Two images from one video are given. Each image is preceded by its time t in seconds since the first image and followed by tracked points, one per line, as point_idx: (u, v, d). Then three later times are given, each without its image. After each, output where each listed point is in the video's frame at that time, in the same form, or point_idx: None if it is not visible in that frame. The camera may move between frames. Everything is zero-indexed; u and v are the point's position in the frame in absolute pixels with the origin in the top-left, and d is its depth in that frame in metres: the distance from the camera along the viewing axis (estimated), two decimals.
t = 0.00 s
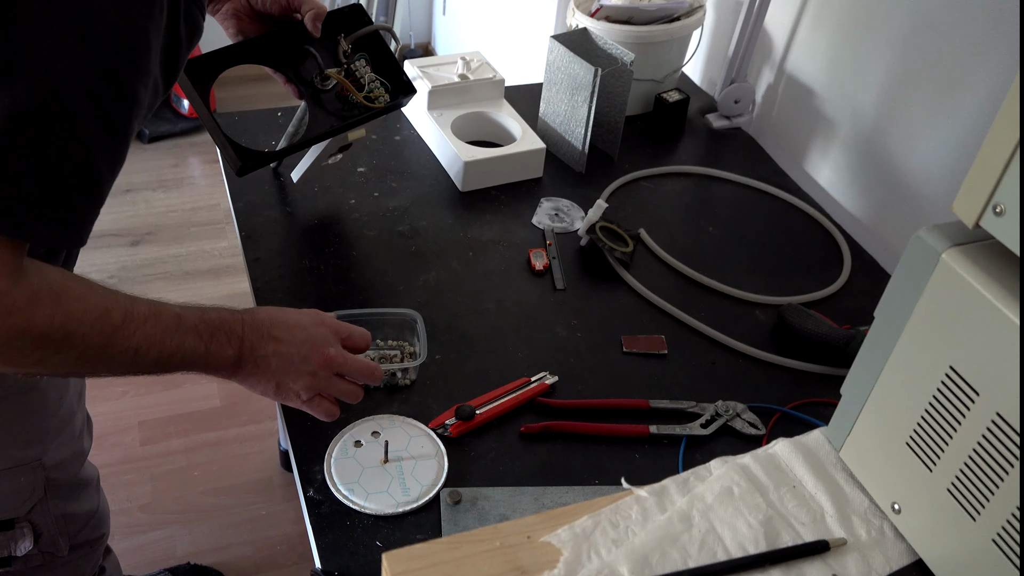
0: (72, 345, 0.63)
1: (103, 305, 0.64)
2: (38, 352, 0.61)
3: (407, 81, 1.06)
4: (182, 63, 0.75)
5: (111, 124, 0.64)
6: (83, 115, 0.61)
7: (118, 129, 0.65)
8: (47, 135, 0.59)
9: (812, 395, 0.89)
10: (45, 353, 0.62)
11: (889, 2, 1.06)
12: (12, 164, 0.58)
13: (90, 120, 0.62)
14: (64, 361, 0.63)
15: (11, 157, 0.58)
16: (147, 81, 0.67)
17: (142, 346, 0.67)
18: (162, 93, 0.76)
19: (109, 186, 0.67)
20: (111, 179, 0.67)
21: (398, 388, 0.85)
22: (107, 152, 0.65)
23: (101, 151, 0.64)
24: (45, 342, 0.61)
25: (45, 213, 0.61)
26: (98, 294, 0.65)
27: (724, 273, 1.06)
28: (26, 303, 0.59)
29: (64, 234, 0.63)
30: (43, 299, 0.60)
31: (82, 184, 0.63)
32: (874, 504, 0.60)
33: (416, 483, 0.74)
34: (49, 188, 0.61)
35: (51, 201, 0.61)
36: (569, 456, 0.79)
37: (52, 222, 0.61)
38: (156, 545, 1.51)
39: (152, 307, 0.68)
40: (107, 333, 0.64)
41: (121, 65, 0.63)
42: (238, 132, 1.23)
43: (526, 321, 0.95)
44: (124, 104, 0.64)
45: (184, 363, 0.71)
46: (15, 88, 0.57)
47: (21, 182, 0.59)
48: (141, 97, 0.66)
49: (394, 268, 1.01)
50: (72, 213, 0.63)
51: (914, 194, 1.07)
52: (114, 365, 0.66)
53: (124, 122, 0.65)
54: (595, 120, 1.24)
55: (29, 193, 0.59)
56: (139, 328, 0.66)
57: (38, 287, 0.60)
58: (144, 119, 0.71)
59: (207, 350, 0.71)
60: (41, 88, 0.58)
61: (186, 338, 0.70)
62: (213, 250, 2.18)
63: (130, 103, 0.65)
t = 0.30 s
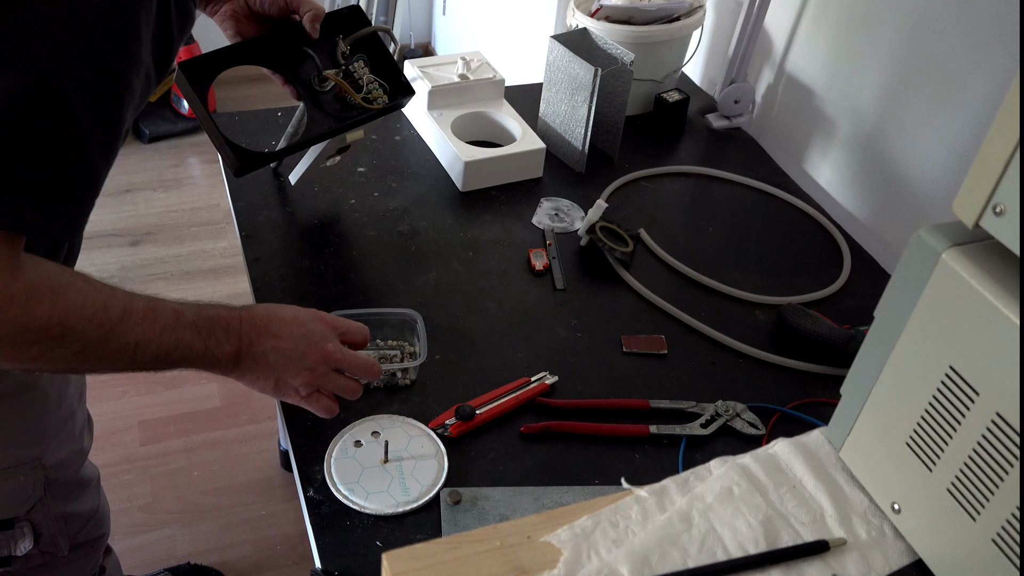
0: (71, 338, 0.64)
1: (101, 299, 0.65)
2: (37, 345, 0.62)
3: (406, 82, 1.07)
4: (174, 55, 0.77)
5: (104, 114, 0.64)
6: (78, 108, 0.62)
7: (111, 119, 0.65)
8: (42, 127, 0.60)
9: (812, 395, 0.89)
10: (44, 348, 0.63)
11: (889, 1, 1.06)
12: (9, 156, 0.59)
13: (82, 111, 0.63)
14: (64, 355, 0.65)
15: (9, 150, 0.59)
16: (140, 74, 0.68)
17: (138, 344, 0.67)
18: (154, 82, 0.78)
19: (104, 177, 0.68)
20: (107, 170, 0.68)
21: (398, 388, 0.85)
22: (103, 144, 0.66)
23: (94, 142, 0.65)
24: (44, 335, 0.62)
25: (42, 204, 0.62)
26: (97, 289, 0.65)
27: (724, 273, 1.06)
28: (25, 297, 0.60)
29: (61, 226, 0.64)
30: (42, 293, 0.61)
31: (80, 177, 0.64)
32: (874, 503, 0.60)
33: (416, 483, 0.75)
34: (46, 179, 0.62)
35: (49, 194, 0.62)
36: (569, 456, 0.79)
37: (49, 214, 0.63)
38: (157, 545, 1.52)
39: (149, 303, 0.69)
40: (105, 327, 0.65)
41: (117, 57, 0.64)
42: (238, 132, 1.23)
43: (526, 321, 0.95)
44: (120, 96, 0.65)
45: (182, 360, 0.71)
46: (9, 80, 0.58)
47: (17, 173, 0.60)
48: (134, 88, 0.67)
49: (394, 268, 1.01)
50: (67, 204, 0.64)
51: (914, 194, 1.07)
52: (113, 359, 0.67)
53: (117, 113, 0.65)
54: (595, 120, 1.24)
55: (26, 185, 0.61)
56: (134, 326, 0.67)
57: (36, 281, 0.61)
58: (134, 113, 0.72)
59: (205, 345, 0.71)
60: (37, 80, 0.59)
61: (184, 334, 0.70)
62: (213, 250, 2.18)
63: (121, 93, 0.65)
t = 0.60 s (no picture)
0: (79, 340, 0.62)
1: (110, 299, 0.64)
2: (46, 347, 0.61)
3: (405, 81, 1.06)
4: (173, 56, 0.78)
5: (105, 113, 0.65)
6: (82, 107, 0.63)
7: (112, 118, 0.66)
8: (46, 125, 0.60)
9: (811, 395, 0.89)
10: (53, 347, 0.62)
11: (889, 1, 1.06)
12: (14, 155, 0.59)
13: (86, 108, 0.63)
14: (73, 354, 0.63)
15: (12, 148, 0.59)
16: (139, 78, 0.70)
17: (146, 345, 0.66)
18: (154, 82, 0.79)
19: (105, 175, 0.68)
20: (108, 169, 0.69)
21: (398, 388, 0.85)
22: (104, 143, 0.66)
23: (96, 140, 0.65)
24: (53, 337, 0.61)
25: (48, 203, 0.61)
26: (103, 289, 0.64)
27: (724, 273, 1.06)
28: (32, 297, 0.59)
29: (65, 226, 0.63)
30: (49, 293, 0.60)
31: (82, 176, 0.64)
32: (874, 503, 0.60)
33: (416, 483, 0.75)
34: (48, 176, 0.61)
35: (54, 194, 0.62)
36: (569, 456, 0.79)
37: (53, 214, 0.62)
38: (156, 545, 1.52)
39: (158, 304, 0.67)
40: (113, 327, 0.64)
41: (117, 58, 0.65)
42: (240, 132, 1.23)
43: (526, 321, 0.95)
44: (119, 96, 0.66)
45: (190, 360, 0.69)
46: (9, 81, 0.58)
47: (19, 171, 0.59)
48: (133, 90, 0.68)
49: (394, 268, 1.01)
50: (71, 204, 0.64)
51: (914, 194, 1.07)
52: (120, 359, 0.66)
53: (118, 112, 0.66)
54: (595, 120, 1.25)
55: (29, 183, 0.60)
56: (143, 326, 0.66)
57: (43, 280, 0.60)
58: (134, 112, 0.73)
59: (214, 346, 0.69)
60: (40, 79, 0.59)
61: (193, 334, 0.68)
62: (213, 250, 2.18)
63: (121, 93, 0.66)
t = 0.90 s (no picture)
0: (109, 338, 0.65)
1: (142, 303, 0.67)
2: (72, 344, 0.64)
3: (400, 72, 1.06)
4: (185, 47, 0.75)
5: (118, 106, 0.62)
6: (93, 101, 0.60)
7: (124, 110, 0.63)
8: (57, 125, 0.59)
9: (811, 395, 0.89)
10: (88, 349, 0.65)
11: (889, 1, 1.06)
12: (27, 158, 0.59)
13: (99, 104, 0.61)
14: (108, 357, 0.66)
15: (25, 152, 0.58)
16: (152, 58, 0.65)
17: (179, 346, 0.69)
18: (163, 74, 0.75)
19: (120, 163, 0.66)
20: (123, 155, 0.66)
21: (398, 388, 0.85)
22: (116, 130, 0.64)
23: (109, 136, 0.63)
24: (84, 335, 0.64)
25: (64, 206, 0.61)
26: (134, 293, 0.67)
27: (724, 273, 1.06)
28: (69, 296, 0.62)
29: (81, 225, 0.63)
30: (85, 293, 0.63)
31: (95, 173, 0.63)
32: (874, 503, 0.60)
33: (416, 483, 0.75)
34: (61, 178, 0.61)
35: (69, 193, 0.61)
36: (569, 456, 0.79)
37: (70, 212, 0.62)
38: (156, 545, 1.52)
39: (188, 307, 0.70)
40: (147, 329, 0.67)
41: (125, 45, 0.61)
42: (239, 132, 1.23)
43: (526, 321, 0.95)
44: (131, 84, 0.62)
45: (221, 361, 0.71)
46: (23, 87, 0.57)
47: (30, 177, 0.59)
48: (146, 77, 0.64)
49: (394, 268, 1.01)
50: (86, 202, 0.63)
51: (914, 194, 1.07)
52: (154, 361, 0.69)
53: (130, 105, 0.63)
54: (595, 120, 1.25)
55: (44, 189, 0.60)
56: (175, 328, 0.68)
57: (79, 281, 0.63)
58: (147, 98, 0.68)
59: (245, 346, 0.71)
60: (48, 80, 0.57)
61: (223, 335, 0.71)
62: (213, 250, 2.18)
63: (134, 83, 0.63)
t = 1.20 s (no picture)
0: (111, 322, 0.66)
1: (139, 284, 0.68)
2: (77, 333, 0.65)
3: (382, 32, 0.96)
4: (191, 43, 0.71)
5: (130, 101, 0.61)
6: (106, 95, 0.59)
7: (136, 104, 0.61)
8: (69, 120, 0.58)
9: (812, 395, 0.89)
10: (87, 332, 0.65)
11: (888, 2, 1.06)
12: (39, 152, 0.57)
13: (112, 99, 0.59)
14: (106, 339, 0.67)
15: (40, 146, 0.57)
16: (164, 53, 0.63)
17: (178, 325, 0.69)
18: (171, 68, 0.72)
19: (131, 156, 0.64)
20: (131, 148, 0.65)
21: (397, 388, 0.85)
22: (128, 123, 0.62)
23: (120, 131, 0.61)
24: (86, 319, 0.65)
25: (81, 199, 0.61)
26: (129, 274, 0.68)
27: (725, 273, 1.06)
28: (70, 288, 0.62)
29: (93, 218, 0.63)
30: (84, 281, 0.64)
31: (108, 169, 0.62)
32: (874, 503, 0.60)
33: (416, 483, 0.75)
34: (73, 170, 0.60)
35: (80, 186, 0.60)
36: (569, 456, 0.79)
37: (81, 203, 0.61)
38: (157, 545, 1.51)
39: (184, 287, 0.71)
40: (145, 311, 0.67)
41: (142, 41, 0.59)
42: (239, 132, 1.23)
43: (526, 321, 0.95)
44: (144, 80, 0.61)
45: (223, 338, 0.72)
46: (36, 85, 0.55)
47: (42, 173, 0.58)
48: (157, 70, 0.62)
49: (394, 268, 1.01)
50: (97, 194, 0.62)
51: (913, 194, 1.07)
52: (152, 340, 0.69)
53: (142, 97, 0.62)
54: (596, 120, 1.24)
55: (56, 180, 0.59)
56: (174, 307, 0.69)
57: (78, 269, 0.63)
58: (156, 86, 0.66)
59: (243, 322, 0.72)
60: (63, 74, 0.56)
61: (221, 313, 0.71)
62: (213, 250, 2.18)
63: (147, 77, 0.61)
